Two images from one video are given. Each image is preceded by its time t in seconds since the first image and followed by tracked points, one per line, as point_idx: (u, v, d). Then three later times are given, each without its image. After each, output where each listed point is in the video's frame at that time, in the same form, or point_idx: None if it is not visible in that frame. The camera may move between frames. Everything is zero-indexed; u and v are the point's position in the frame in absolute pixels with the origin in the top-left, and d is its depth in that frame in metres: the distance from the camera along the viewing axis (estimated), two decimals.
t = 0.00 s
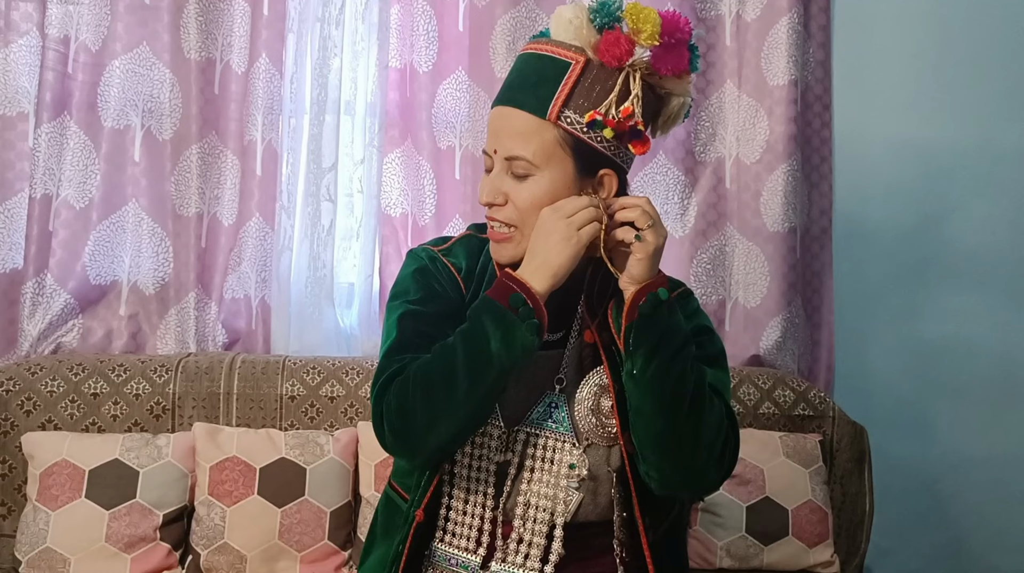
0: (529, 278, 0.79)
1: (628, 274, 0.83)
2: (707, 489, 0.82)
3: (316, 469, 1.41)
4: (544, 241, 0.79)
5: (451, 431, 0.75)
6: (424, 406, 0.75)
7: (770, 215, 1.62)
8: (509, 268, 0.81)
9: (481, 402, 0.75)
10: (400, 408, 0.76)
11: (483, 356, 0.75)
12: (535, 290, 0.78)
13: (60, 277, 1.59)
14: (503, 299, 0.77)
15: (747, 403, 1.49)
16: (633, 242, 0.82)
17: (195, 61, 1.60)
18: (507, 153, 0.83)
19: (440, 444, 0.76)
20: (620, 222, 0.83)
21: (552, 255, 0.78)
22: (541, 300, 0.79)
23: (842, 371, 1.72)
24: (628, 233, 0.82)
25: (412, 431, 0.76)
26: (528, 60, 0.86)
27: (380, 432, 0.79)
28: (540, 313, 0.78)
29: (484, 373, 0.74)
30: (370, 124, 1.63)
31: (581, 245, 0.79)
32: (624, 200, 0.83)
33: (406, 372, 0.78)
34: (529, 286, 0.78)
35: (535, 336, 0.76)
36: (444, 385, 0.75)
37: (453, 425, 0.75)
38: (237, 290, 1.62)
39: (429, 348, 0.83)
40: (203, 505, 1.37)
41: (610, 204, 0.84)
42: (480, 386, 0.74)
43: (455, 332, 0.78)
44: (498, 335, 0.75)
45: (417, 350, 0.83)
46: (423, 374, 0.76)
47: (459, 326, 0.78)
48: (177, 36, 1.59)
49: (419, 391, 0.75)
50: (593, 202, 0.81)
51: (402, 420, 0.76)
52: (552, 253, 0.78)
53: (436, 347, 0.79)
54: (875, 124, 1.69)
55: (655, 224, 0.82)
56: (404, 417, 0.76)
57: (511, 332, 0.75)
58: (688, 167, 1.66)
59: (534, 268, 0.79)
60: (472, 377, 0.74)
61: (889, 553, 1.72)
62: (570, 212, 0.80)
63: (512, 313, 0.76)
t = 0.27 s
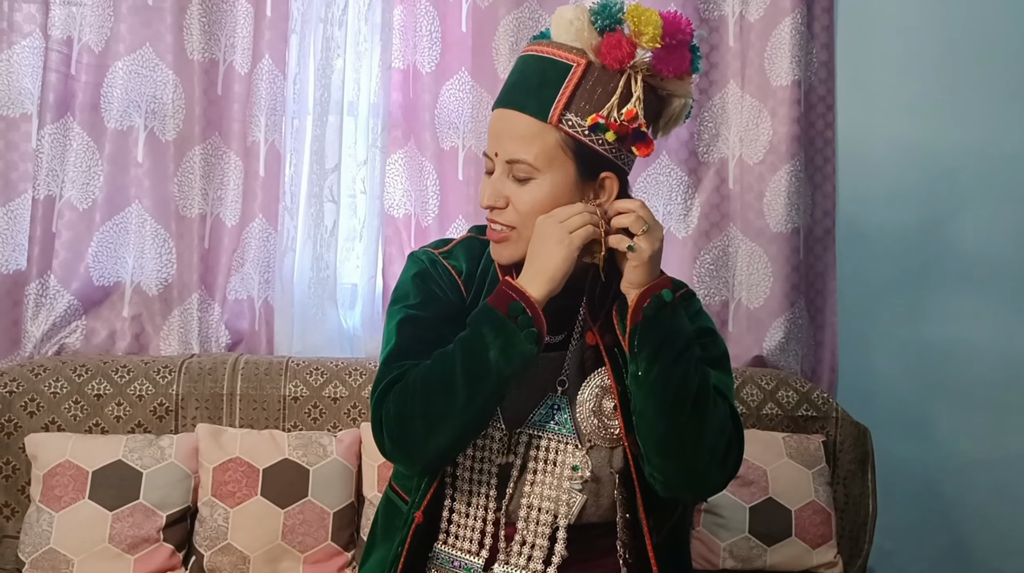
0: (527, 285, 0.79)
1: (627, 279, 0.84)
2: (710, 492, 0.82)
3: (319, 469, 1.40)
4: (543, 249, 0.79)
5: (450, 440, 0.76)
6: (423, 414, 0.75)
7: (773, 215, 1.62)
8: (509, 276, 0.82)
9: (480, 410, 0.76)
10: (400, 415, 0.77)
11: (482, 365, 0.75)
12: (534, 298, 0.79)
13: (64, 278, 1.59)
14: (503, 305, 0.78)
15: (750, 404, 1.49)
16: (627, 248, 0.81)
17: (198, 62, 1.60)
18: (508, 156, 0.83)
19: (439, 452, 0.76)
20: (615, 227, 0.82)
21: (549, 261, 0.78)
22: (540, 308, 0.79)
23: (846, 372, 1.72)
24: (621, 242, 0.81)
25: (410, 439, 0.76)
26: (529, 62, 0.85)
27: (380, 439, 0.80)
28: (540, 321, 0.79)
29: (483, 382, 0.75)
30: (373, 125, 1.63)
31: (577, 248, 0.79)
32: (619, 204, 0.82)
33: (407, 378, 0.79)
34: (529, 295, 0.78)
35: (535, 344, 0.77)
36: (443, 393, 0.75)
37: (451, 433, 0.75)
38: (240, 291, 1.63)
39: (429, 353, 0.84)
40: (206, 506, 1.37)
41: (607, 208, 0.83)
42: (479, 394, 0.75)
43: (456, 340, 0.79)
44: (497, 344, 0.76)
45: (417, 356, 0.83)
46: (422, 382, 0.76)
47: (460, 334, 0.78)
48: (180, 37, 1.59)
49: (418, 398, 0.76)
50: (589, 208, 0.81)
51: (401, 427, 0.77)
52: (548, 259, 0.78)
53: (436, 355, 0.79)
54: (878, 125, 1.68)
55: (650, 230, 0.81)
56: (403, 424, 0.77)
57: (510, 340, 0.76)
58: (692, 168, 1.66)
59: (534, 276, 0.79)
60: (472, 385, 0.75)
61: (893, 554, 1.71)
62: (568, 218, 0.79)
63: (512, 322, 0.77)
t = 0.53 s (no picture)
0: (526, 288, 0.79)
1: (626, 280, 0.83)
2: (708, 492, 0.83)
3: (320, 468, 1.41)
4: (540, 251, 0.79)
5: (446, 442, 0.76)
6: (421, 416, 0.76)
7: (774, 215, 1.62)
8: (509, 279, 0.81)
9: (478, 412, 0.76)
10: (398, 417, 0.77)
11: (480, 367, 0.75)
12: (534, 302, 0.78)
13: (64, 278, 1.59)
14: (502, 308, 0.77)
15: (750, 404, 1.49)
16: (626, 250, 0.81)
17: (198, 62, 1.60)
18: (507, 160, 0.83)
19: (437, 453, 0.76)
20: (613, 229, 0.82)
21: (549, 261, 0.78)
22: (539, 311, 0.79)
23: (846, 372, 1.72)
24: (618, 243, 0.81)
25: (408, 441, 0.77)
26: (528, 64, 0.85)
27: (378, 442, 0.81)
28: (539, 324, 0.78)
29: (481, 383, 0.75)
30: (373, 125, 1.63)
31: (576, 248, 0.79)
32: (616, 204, 0.82)
33: (405, 379, 0.79)
34: (528, 297, 0.78)
35: (534, 347, 0.76)
36: (441, 395, 0.75)
37: (450, 436, 0.76)
38: (241, 290, 1.63)
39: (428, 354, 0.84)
40: (207, 505, 1.37)
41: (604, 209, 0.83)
42: (478, 396, 0.75)
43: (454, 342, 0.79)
44: (496, 346, 0.75)
45: (416, 357, 0.83)
46: (420, 385, 0.76)
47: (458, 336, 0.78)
48: (180, 36, 1.60)
49: (416, 401, 0.76)
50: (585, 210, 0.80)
51: (399, 430, 0.77)
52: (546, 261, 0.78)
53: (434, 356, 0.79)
54: (878, 125, 1.68)
55: (648, 230, 0.81)
56: (401, 426, 0.77)
57: (509, 342, 0.75)
58: (692, 168, 1.66)
59: (531, 279, 0.79)
60: (469, 388, 0.75)
61: (893, 554, 1.71)
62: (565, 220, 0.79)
63: (511, 325, 0.76)
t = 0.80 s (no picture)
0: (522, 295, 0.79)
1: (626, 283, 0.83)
2: (706, 493, 0.83)
3: (321, 467, 1.41)
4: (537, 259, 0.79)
5: (441, 447, 0.76)
6: (418, 421, 0.76)
7: (774, 214, 1.62)
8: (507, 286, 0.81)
9: (475, 417, 0.76)
10: (395, 422, 0.77)
11: (477, 373, 0.75)
12: (532, 310, 0.78)
13: (65, 276, 1.59)
14: (498, 316, 0.77)
15: (750, 403, 1.49)
16: (622, 252, 0.81)
17: (198, 61, 1.60)
18: (505, 160, 0.82)
19: (433, 457, 0.77)
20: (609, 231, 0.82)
21: (546, 267, 0.78)
22: (536, 317, 0.78)
23: (847, 371, 1.72)
24: (616, 245, 0.81)
25: (404, 445, 0.77)
26: (526, 64, 0.85)
27: (375, 446, 0.81)
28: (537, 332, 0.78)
29: (478, 389, 0.75)
30: (374, 124, 1.63)
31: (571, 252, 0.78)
32: (612, 206, 0.82)
33: (402, 384, 0.79)
34: (526, 306, 0.78)
35: (531, 355, 0.76)
36: (438, 401, 0.75)
37: (446, 441, 0.76)
38: (242, 289, 1.63)
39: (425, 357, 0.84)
40: (208, 503, 1.37)
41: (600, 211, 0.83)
42: (474, 402, 0.75)
43: (451, 347, 0.79)
44: (493, 352, 0.75)
45: (413, 360, 0.84)
46: (418, 389, 0.77)
47: (456, 341, 0.79)
48: (180, 35, 1.60)
49: (413, 406, 0.76)
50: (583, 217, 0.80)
51: (396, 434, 0.77)
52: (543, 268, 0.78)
53: (431, 362, 0.79)
54: (879, 124, 1.68)
55: (643, 231, 0.81)
56: (398, 431, 0.77)
57: (505, 350, 0.75)
58: (693, 166, 1.66)
59: (529, 286, 0.79)
60: (465, 394, 0.75)
61: (894, 552, 1.71)
62: (561, 228, 0.79)
63: (509, 332, 0.76)
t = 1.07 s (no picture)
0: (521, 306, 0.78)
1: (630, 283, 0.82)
2: (748, 477, 0.86)
3: (322, 464, 1.41)
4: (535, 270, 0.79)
5: (438, 453, 0.77)
6: (418, 427, 0.76)
7: (776, 212, 1.62)
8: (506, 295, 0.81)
9: (473, 425, 0.76)
10: (393, 428, 0.78)
11: (477, 382, 0.76)
12: (532, 321, 0.78)
13: (66, 273, 1.60)
14: (499, 327, 0.77)
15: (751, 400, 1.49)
16: (617, 256, 0.79)
17: (199, 58, 1.60)
18: (502, 160, 0.82)
19: (429, 463, 0.77)
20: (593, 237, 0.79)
21: (549, 287, 0.78)
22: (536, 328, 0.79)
23: (849, 369, 1.71)
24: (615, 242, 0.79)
25: (402, 450, 0.77)
26: (521, 62, 0.85)
27: (371, 448, 0.81)
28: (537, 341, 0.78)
29: (478, 400, 0.76)
30: (374, 121, 1.63)
31: (570, 274, 0.78)
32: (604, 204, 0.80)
33: (401, 390, 0.79)
34: (524, 317, 0.77)
35: (530, 363, 0.76)
36: (438, 408, 0.76)
37: (445, 447, 0.76)
38: (243, 288, 1.62)
39: (420, 362, 0.84)
40: (209, 500, 1.37)
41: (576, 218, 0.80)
42: (473, 412, 0.76)
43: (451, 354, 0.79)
44: (493, 363, 0.76)
45: (408, 364, 0.83)
46: (418, 397, 0.77)
47: (455, 348, 0.79)
48: (181, 33, 1.60)
49: (413, 413, 0.77)
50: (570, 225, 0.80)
51: (394, 439, 0.78)
52: (545, 286, 0.78)
53: (431, 368, 0.79)
54: (880, 122, 1.68)
55: (630, 234, 0.79)
56: (396, 437, 0.78)
57: (505, 360, 0.76)
58: (694, 164, 1.66)
59: (529, 296, 0.79)
60: (464, 403, 0.75)
61: (895, 549, 1.71)
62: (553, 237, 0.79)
63: (507, 342, 0.76)
